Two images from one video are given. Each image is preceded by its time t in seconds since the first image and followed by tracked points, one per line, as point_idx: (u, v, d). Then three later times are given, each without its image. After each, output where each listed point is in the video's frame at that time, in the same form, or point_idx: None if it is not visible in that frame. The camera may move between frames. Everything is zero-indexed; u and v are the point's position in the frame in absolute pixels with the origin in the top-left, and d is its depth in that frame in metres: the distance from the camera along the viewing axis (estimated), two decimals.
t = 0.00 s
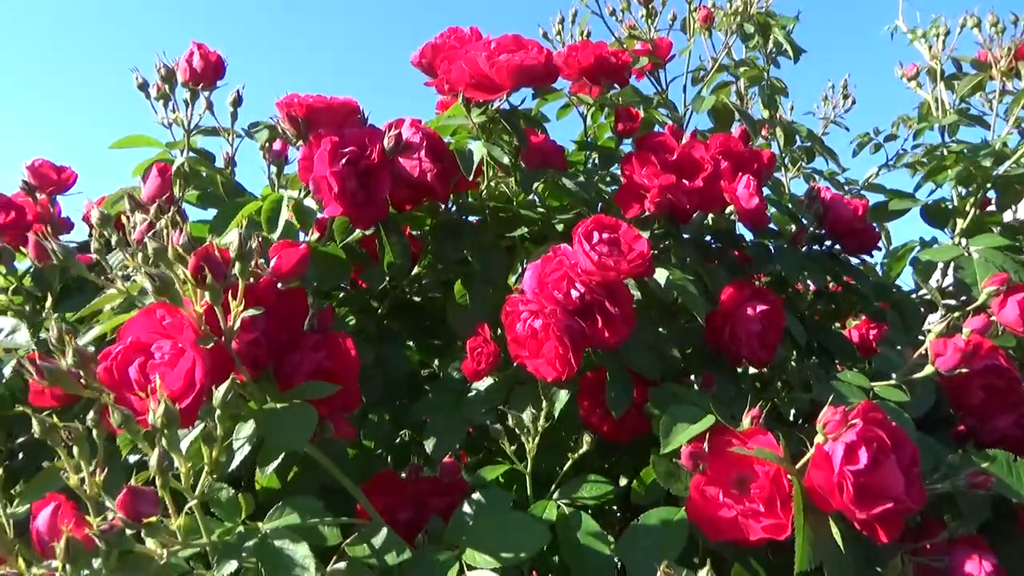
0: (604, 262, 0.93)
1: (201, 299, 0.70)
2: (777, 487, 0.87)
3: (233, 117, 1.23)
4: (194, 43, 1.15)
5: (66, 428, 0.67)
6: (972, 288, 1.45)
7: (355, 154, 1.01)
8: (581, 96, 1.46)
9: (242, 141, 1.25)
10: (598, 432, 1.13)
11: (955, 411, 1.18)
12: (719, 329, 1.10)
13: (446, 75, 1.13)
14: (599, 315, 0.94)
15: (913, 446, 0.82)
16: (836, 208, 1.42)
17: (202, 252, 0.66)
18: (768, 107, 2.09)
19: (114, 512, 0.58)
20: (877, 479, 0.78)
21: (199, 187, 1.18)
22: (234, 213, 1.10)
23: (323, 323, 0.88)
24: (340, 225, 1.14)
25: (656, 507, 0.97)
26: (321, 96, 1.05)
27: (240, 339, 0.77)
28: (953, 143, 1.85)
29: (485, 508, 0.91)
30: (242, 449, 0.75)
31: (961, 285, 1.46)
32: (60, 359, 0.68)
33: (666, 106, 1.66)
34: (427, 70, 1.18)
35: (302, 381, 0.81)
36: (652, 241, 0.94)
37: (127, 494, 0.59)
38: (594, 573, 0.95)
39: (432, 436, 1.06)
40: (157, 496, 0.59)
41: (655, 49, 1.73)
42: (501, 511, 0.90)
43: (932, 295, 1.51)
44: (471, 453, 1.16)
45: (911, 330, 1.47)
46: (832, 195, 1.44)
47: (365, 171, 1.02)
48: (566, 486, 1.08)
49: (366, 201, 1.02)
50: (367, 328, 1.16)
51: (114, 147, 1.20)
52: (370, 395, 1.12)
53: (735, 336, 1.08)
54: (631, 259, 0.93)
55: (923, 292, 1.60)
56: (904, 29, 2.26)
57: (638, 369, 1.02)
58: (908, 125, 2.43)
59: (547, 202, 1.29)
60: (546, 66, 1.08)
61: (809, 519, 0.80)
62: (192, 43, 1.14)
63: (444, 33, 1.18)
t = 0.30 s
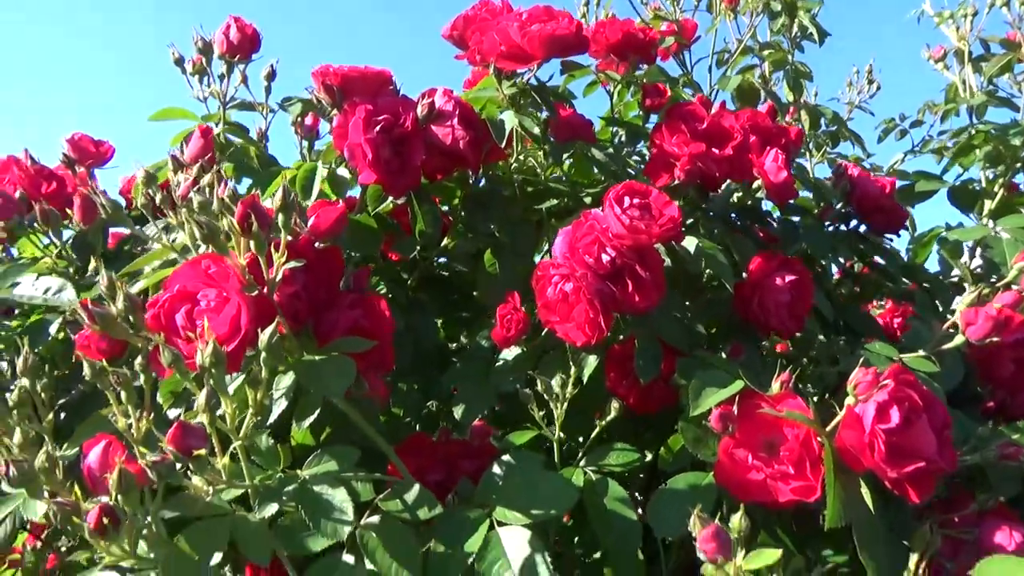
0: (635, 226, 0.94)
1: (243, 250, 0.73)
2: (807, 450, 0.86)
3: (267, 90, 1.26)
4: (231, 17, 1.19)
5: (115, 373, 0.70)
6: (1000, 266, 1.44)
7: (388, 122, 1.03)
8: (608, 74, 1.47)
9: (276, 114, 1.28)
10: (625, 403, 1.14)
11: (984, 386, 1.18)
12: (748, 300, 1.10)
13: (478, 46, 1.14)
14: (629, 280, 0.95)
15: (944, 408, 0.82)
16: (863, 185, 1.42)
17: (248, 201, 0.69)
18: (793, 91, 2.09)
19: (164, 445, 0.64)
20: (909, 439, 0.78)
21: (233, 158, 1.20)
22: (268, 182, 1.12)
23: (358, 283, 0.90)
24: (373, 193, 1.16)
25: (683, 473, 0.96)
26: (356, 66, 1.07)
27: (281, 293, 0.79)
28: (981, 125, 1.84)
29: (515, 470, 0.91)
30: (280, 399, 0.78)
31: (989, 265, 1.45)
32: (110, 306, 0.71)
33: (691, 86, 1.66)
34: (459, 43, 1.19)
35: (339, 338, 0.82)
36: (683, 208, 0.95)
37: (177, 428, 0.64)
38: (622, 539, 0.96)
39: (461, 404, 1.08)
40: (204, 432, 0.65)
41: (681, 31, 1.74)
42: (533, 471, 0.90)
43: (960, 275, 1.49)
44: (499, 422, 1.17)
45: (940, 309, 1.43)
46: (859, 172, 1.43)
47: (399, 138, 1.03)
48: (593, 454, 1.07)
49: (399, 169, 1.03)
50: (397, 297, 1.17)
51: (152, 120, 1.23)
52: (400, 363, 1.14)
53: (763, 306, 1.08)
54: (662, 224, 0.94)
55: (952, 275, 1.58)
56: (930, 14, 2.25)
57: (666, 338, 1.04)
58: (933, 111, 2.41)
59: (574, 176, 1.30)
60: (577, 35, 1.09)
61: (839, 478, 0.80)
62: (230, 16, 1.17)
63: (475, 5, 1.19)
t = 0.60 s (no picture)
0: (641, 193, 0.92)
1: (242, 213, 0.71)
2: (816, 420, 0.83)
3: (269, 63, 1.24)
4: None
5: (110, 335, 0.69)
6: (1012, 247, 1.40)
7: (391, 90, 1.01)
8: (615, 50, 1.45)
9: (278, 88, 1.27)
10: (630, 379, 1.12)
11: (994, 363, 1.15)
12: (754, 273, 1.08)
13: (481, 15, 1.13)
14: (635, 249, 0.93)
15: (956, 377, 0.80)
16: (872, 162, 1.40)
17: (247, 156, 0.69)
18: (801, 72, 2.06)
19: (162, 403, 0.65)
20: (919, 407, 0.76)
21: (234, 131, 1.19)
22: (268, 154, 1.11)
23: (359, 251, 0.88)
24: (375, 163, 1.16)
25: (689, 446, 0.93)
26: (358, 35, 1.06)
27: (281, 257, 0.78)
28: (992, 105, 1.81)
29: (518, 443, 0.89)
30: (280, 364, 0.78)
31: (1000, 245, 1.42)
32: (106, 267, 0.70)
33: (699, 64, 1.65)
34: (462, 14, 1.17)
35: (339, 304, 0.81)
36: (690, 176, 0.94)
37: (174, 387, 0.65)
38: (625, 513, 0.94)
39: (463, 377, 1.06)
40: (202, 392, 0.66)
41: (688, 9, 1.72)
42: (538, 444, 0.88)
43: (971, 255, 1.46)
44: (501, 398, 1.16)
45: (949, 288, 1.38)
46: (867, 149, 1.41)
47: (401, 107, 1.02)
48: (597, 430, 1.05)
49: (402, 139, 1.02)
50: (399, 271, 1.16)
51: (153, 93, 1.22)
52: (402, 337, 1.13)
53: (771, 280, 1.06)
54: (668, 192, 0.93)
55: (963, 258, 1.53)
56: None
57: (671, 311, 1.03)
58: (943, 94, 2.37)
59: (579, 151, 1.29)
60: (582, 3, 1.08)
61: (848, 447, 0.79)
62: None
63: None
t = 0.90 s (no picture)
0: (642, 173, 0.91)
1: (238, 190, 0.71)
2: (818, 402, 0.82)
3: (265, 46, 1.23)
4: None
5: (103, 314, 0.68)
6: (1014, 232, 1.37)
7: (388, 71, 1.00)
8: (615, 33, 1.43)
9: (274, 71, 1.25)
10: (629, 365, 1.11)
11: (995, 348, 1.11)
12: (755, 256, 1.07)
13: None
14: (635, 230, 0.92)
15: (959, 357, 0.80)
16: (873, 146, 1.38)
17: (242, 129, 0.67)
18: (801, 59, 2.05)
19: (153, 380, 0.63)
20: (922, 386, 0.75)
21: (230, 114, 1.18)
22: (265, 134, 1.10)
23: (356, 231, 0.87)
24: (372, 145, 1.15)
25: (690, 430, 0.92)
26: (356, 14, 1.05)
27: (276, 236, 0.77)
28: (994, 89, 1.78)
29: (517, 426, 0.88)
30: (275, 345, 0.76)
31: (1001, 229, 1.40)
32: (98, 245, 0.69)
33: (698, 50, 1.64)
34: None
35: (336, 284, 0.80)
36: (691, 156, 0.92)
37: (167, 364, 0.63)
38: (623, 498, 0.93)
39: (461, 361, 1.05)
40: (196, 368, 0.64)
41: None
42: (536, 426, 0.87)
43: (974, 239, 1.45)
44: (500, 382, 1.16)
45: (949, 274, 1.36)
46: (869, 133, 1.39)
47: (399, 88, 1.01)
48: (597, 414, 1.05)
49: (399, 120, 1.01)
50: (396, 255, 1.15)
51: (148, 76, 1.20)
52: (399, 321, 1.11)
53: (772, 262, 1.05)
54: (669, 172, 0.91)
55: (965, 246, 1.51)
56: None
57: (673, 294, 1.02)
58: (944, 82, 2.36)
59: (577, 135, 1.27)
60: None
61: (851, 426, 0.78)
62: None
63: None
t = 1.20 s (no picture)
0: (593, 157, 0.91)
1: (174, 170, 0.70)
2: (765, 385, 0.82)
3: (212, 28, 1.20)
4: None
5: (30, 298, 0.65)
6: (961, 220, 1.40)
7: (338, 52, 0.98)
8: (572, 20, 1.43)
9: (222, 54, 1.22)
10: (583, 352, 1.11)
11: (940, 333, 1.13)
12: (707, 242, 1.08)
13: None
14: (587, 215, 0.92)
15: (903, 338, 0.81)
16: (826, 135, 1.39)
17: (174, 106, 0.67)
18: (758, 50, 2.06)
19: (80, 364, 0.63)
20: (866, 367, 0.76)
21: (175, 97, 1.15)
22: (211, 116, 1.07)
23: (303, 215, 0.86)
24: (322, 128, 1.13)
25: (642, 415, 0.92)
26: None
27: (216, 217, 0.75)
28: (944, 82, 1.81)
29: (466, 412, 0.87)
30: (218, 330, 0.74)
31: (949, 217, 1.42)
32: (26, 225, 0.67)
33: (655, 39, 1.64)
34: None
35: (280, 268, 0.78)
36: (643, 140, 0.92)
37: (93, 348, 0.64)
38: (575, 485, 0.92)
39: (413, 348, 1.04)
40: (124, 352, 0.65)
41: None
42: (486, 412, 0.86)
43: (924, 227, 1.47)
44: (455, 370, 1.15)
45: (899, 262, 1.37)
46: (822, 121, 1.40)
47: (349, 70, 0.99)
48: (551, 401, 1.04)
49: (349, 103, 0.99)
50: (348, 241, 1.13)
51: (90, 57, 1.17)
52: (350, 309, 1.10)
53: (724, 248, 1.06)
54: (620, 156, 0.91)
55: (916, 235, 1.53)
56: None
57: (626, 280, 1.01)
58: (898, 75, 2.39)
59: (532, 121, 1.26)
60: None
61: (796, 409, 0.78)
62: None
63: None
